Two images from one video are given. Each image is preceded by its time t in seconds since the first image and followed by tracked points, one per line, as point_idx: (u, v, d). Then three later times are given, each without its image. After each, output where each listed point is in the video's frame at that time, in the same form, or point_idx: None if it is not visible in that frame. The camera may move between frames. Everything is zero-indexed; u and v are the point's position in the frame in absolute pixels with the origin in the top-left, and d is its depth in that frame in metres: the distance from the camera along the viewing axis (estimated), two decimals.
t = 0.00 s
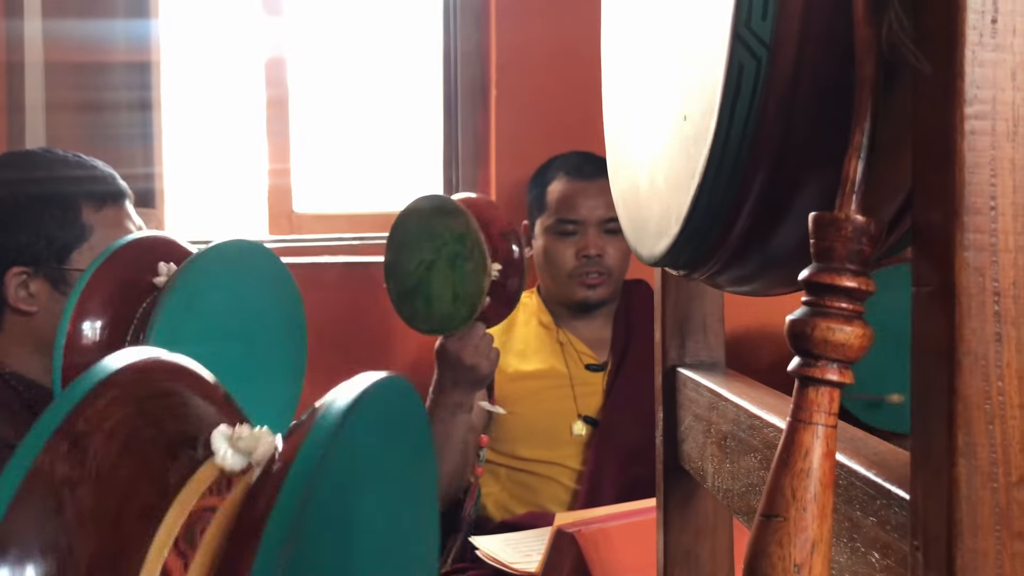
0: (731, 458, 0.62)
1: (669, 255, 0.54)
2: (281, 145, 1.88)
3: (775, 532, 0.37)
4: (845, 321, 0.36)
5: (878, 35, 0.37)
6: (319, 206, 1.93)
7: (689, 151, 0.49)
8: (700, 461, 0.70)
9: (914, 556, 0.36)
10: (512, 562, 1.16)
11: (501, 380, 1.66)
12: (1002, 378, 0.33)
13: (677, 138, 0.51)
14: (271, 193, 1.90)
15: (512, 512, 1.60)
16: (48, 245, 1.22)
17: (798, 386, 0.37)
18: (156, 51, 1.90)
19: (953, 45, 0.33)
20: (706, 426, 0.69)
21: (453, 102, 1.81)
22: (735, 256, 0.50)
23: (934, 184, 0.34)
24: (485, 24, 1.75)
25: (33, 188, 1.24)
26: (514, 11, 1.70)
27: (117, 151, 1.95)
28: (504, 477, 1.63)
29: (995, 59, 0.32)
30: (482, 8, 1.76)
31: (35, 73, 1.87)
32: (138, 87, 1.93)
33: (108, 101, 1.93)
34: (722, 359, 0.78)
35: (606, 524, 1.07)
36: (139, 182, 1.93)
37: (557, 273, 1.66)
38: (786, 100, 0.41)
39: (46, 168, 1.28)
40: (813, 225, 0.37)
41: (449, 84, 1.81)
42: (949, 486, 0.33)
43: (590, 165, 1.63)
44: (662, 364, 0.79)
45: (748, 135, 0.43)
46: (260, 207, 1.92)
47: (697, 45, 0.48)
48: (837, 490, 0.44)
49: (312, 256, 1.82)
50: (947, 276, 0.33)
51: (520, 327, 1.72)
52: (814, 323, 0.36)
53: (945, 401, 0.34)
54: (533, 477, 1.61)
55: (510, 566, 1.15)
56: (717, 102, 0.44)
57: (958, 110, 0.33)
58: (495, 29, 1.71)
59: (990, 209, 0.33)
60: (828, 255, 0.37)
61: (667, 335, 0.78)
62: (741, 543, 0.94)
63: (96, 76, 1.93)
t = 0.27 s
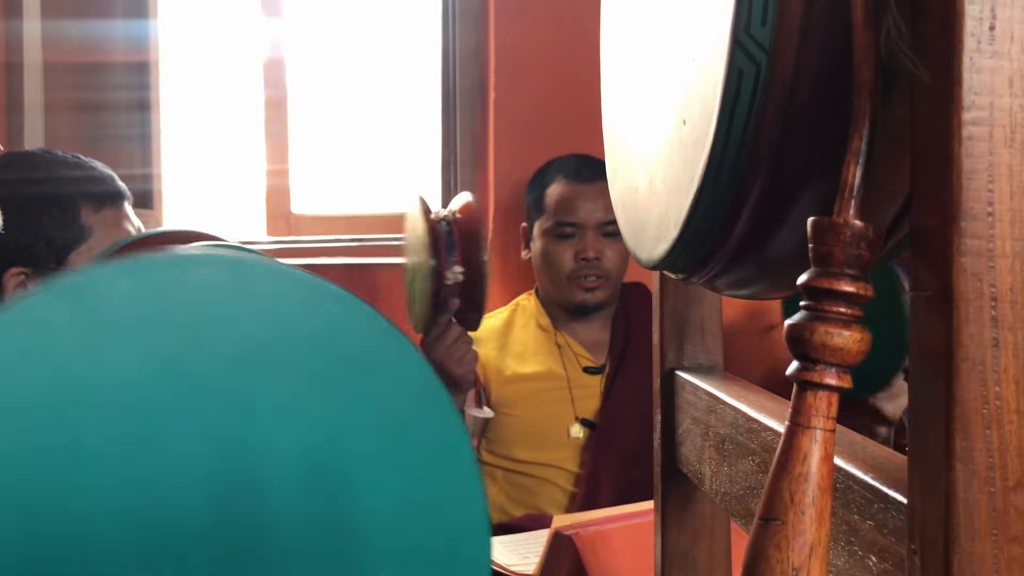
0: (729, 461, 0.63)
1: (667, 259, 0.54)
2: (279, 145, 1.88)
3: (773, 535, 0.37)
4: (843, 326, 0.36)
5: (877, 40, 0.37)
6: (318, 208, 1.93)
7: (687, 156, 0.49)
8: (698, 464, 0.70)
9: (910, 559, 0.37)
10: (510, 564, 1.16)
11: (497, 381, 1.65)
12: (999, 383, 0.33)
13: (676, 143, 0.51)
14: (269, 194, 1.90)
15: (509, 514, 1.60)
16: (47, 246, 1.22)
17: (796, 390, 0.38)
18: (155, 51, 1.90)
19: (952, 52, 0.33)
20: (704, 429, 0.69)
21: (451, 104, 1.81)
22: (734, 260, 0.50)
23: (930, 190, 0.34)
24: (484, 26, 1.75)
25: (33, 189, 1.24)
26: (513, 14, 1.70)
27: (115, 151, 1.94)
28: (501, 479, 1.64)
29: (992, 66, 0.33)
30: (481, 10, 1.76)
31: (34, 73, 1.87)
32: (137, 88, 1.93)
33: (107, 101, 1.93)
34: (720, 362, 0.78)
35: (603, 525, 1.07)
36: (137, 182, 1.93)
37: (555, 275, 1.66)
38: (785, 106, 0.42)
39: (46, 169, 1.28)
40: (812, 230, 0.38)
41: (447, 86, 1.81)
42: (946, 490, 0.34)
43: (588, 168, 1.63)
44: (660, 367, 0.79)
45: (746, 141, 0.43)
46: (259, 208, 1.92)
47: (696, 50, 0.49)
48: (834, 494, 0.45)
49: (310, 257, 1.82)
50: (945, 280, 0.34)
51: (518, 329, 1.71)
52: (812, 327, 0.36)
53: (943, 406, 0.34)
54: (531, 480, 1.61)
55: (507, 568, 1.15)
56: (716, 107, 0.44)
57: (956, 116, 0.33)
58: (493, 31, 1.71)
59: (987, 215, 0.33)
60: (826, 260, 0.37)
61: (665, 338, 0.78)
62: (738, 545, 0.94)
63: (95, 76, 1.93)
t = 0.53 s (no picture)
0: (734, 467, 0.62)
1: (673, 264, 0.54)
2: (278, 146, 1.88)
3: (783, 547, 0.36)
4: (854, 334, 0.36)
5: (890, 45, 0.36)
6: (317, 208, 1.92)
7: (694, 161, 0.49)
8: (702, 470, 0.70)
9: (923, 571, 0.36)
10: (511, 569, 1.16)
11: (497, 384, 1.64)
12: (1014, 394, 0.33)
13: (682, 147, 0.51)
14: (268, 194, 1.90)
15: (509, 517, 1.60)
16: (46, 247, 1.22)
17: (807, 400, 0.37)
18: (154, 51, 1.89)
19: (968, 57, 0.32)
20: (708, 435, 0.68)
21: (451, 105, 1.80)
22: (741, 266, 0.49)
23: (944, 197, 0.34)
24: (484, 27, 1.75)
25: (30, 189, 1.23)
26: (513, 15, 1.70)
27: (114, 151, 1.94)
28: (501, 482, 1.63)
29: (1009, 71, 0.32)
30: (482, 11, 1.76)
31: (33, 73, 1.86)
32: (135, 88, 1.92)
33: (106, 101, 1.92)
34: (723, 367, 0.78)
35: (604, 530, 1.06)
36: (136, 183, 1.92)
37: (554, 278, 1.65)
38: (795, 110, 0.41)
39: (44, 169, 1.27)
40: (822, 237, 0.37)
41: (447, 87, 1.81)
42: (961, 502, 0.33)
43: (589, 170, 1.63)
44: (663, 372, 0.78)
45: (755, 146, 0.43)
46: (258, 209, 1.92)
47: (703, 53, 0.48)
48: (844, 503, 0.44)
49: (309, 258, 1.81)
50: (959, 288, 0.33)
51: (518, 331, 1.71)
52: (823, 335, 0.36)
53: (957, 416, 0.33)
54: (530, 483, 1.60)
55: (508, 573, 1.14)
56: (724, 112, 0.44)
57: (971, 123, 0.32)
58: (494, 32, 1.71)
59: (1003, 223, 0.33)
60: (837, 268, 0.36)
61: (669, 342, 0.78)
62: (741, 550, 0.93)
63: (94, 76, 1.92)
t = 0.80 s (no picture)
0: (734, 471, 0.62)
1: (675, 267, 0.53)
2: (276, 144, 1.87)
3: (786, 554, 0.36)
4: (860, 340, 0.35)
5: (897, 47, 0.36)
6: (314, 207, 1.91)
7: (697, 164, 0.48)
8: (702, 474, 0.69)
9: None
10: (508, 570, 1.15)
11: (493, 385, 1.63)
12: (1022, 401, 0.32)
13: (685, 149, 0.51)
14: (267, 193, 1.89)
15: (506, 518, 1.60)
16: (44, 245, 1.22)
17: (811, 406, 0.37)
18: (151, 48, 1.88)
19: (976, 59, 0.32)
20: (708, 438, 0.68)
21: (449, 103, 1.80)
22: (743, 269, 0.49)
23: (951, 202, 0.34)
24: (483, 26, 1.74)
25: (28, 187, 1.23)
26: (512, 14, 1.70)
27: (110, 148, 1.93)
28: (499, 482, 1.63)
29: (1018, 74, 0.32)
30: (481, 9, 1.75)
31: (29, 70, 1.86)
32: (133, 85, 1.91)
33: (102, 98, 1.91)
34: (723, 369, 0.77)
35: (602, 532, 1.06)
36: (132, 180, 1.92)
37: (552, 278, 1.65)
38: (800, 112, 0.41)
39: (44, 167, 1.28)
40: (828, 241, 0.37)
41: (446, 86, 1.80)
42: (967, 510, 0.33)
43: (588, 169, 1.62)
44: (663, 374, 0.78)
45: (759, 148, 0.43)
46: (255, 207, 1.91)
47: (707, 54, 0.48)
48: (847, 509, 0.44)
49: (307, 257, 1.80)
50: (967, 294, 0.33)
51: (515, 332, 1.70)
52: (828, 341, 0.35)
53: (964, 423, 0.33)
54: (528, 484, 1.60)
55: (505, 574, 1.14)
56: (728, 114, 0.43)
57: (980, 126, 0.32)
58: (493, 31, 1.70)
59: (1011, 228, 0.32)
60: (843, 273, 0.36)
61: (669, 344, 0.77)
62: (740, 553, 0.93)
63: (90, 73, 1.91)
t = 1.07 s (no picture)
0: (730, 473, 0.62)
1: (672, 269, 0.53)
2: (273, 142, 1.87)
3: (782, 557, 0.36)
4: (857, 344, 0.35)
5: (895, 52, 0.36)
6: (310, 206, 1.91)
7: (695, 166, 0.48)
8: (698, 475, 0.69)
9: None
10: (504, 570, 1.15)
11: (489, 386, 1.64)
12: (1018, 406, 0.32)
13: (683, 151, 0.51)
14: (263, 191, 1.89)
15: (501, 518, 1.60)
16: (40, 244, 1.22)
17: (808, 409, 0.37)
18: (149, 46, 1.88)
19: (974, 65, 0.32)
20: (705, 439, 0.68)
21: (446, 103, 1.80)
22: (740, 272, 0.49)
23: (948, 206, 0.34)
24: (481, 25, 1.74)
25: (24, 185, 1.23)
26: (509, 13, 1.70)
27: (107, 146, 1.93)
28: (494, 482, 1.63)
29: (1016, 80, 0.32)
30: (479, 8, 1.75)
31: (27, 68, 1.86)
32: (130, 82, 1.92)
33: (100, 96, 1.91)
34: (719, 371, 0.77)
35: (598, 533, 1.06)
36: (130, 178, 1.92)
37: (549, 278, 1.65)
38: (797, 116, 0.41)
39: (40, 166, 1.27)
40: (825, 245, 0.37)
41: (443, 84, 1.80)
42: (962, 514, 0.33)
43: (585, 169, 1.62)
44: (660, 375, 0.78)
45: (757, 151, 0.43)
46: (251, 206, 1.91)
47: (705, 56, 0.48)
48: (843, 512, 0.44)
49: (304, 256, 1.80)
50: (963, 298, 0.33)
51: (511, 332, 1.71)
52: (825, 345, 0.36)
53: (960, 427, 0.33)
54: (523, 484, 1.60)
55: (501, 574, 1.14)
56: (727, 117, 0.43)
57: (977, 132, 0.32)
58: (491, 30, 1.70)
59: (1008, 233, 0.33)
60: (840, 276, 0.36)
61: (665, 346, 0.77)
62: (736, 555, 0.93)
63: (88, 72, 1.91)
